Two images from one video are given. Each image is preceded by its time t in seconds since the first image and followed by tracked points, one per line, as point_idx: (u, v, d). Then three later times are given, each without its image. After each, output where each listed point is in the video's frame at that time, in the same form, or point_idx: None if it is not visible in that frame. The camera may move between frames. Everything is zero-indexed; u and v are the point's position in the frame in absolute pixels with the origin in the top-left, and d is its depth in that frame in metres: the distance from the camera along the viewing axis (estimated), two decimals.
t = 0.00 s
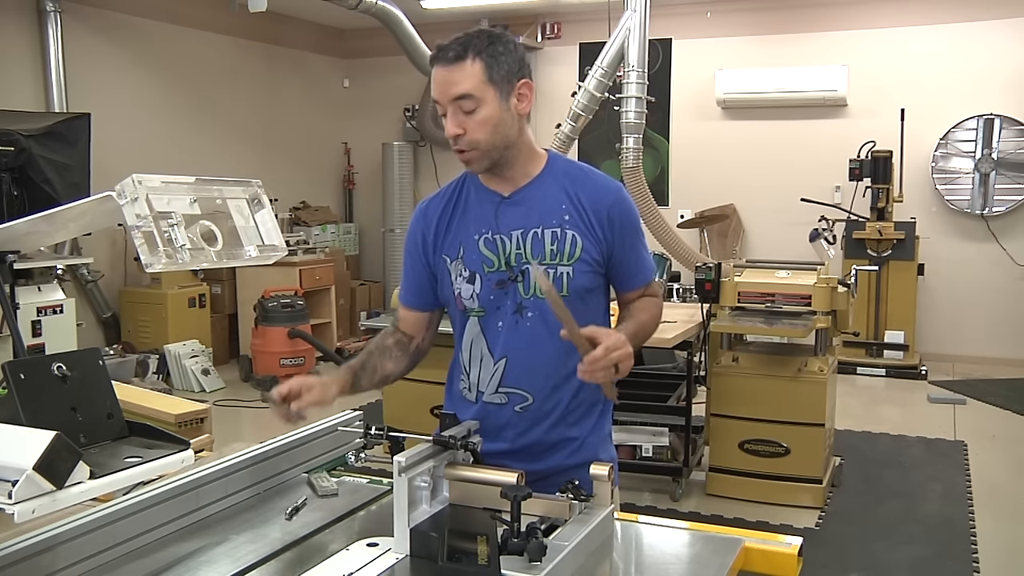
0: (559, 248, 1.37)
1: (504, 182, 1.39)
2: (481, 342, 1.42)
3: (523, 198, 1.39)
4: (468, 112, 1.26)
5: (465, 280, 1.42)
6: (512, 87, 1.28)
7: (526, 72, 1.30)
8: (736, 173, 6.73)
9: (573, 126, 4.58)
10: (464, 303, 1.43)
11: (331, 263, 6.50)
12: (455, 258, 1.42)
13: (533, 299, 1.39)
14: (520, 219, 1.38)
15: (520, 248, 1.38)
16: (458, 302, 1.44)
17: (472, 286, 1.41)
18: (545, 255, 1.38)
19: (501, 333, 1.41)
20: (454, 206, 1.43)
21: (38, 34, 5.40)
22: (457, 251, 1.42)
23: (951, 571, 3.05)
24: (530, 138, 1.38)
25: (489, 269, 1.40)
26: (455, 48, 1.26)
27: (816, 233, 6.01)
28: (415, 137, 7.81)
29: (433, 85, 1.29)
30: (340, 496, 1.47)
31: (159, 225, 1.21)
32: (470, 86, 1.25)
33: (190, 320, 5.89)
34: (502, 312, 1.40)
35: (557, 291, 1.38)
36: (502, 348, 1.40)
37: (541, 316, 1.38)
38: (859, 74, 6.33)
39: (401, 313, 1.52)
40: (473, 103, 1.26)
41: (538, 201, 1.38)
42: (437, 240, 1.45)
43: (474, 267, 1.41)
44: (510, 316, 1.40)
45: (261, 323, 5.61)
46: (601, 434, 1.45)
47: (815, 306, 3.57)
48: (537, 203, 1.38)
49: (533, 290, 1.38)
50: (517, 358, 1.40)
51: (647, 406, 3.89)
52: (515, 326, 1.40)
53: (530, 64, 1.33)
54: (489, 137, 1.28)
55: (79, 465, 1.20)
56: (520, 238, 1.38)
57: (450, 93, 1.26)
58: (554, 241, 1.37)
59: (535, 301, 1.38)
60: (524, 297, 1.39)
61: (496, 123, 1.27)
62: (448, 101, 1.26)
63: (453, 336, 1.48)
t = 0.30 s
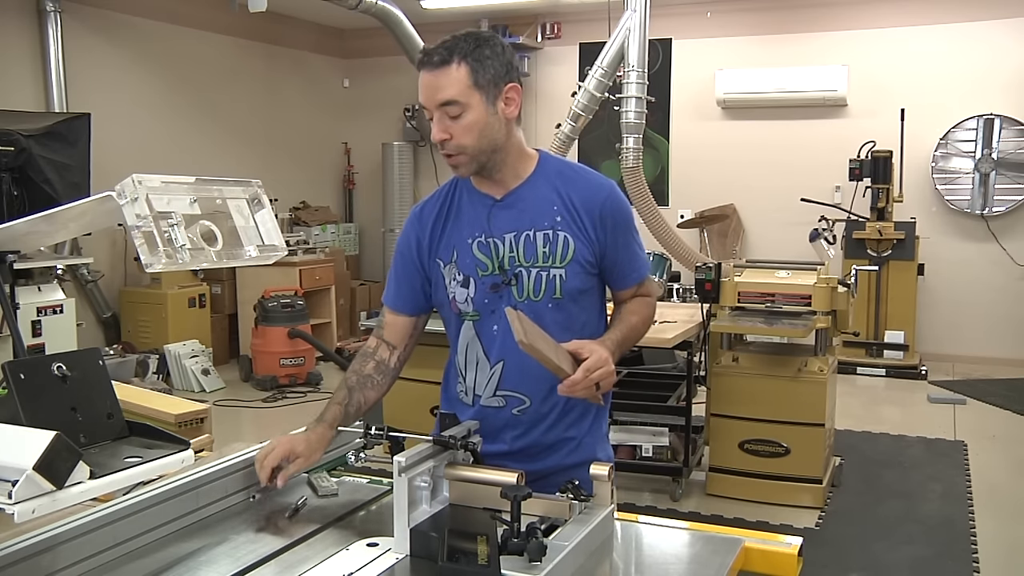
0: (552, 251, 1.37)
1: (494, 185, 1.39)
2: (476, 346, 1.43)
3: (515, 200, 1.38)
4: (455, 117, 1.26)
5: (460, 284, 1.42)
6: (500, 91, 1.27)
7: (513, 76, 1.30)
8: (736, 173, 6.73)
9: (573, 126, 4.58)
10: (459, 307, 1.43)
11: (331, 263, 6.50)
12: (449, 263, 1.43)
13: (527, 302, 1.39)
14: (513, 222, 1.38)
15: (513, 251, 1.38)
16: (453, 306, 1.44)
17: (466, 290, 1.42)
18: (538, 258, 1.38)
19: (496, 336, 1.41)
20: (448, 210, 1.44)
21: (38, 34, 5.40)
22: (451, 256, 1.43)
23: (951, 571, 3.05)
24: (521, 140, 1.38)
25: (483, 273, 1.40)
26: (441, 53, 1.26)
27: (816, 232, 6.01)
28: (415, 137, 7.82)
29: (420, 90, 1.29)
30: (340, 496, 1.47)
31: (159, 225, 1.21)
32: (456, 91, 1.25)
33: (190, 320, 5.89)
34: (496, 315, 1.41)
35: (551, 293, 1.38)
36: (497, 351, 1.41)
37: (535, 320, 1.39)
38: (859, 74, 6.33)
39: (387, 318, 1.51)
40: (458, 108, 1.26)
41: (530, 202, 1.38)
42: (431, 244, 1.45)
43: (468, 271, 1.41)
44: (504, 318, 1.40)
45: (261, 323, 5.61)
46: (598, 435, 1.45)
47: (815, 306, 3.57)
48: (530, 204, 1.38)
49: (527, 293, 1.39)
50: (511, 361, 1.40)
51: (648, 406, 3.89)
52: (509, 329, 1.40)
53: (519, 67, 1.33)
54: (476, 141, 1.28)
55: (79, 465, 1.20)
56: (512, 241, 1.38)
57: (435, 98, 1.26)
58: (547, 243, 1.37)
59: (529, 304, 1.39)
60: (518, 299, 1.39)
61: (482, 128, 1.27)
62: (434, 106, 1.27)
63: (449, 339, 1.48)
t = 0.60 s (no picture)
0: (547, 248, 1.37)
1: (488, 184, 1.39)
2: (472, 345, 1.42)
3: (509, 198, 1.38)
4: (448, 115, 1.26)
5: (454, 283, 1.42)
6: (493, 89, 1.27)
7: (507, 75, 1.30)
8: (736, 173, 6.73)
9: (573, 126, 4.58)
10: (454, 306, 1.43)
11: (331, 263, 6.50)
12: (443, 261, 1.42)
13: (522, 300, 1.39)
14: (507, 219, 1.38)
15: (508, 249, 1.38)
16: (448, 306, 1.44)
17: (461, 288, 1.41)
18: (533, 255, 1.38)
19: (492, 335, 1.41)
20: (442, 209, 1.43)
21: (38, 34, 5.40)
22: (445, 254, 1.42)
23: (951, 571, 3.05)
24: (514, 139, 1.38)
25: (477, 271, 1.40)
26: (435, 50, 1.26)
27: (816, 232, 6.01)
28: (415, 138, 7.82)
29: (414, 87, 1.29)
30: (340, 496, 1.47)
31: (159, 225, 1.21)
32: (449, 88, 1.24)
33: (190, 320, 5.89)
34: (492, 313, 1.41)
35: (547, 290, 1.38)
36: (493, 350, 1.41)
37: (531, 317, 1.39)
38: (859, 74, 6.33)
39: (383, 319, 1.50)
40: (451, 105, 1.25)
41: (524, 200, 1.38)
42: (424, 243, 1.45)
43: (463, 270, 1.41)
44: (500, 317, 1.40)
45: (261, 323, 5.61)
46: (595, 433, 1.46)
47: (815, 306, 3.57)
48: (524, 201, 1.38)
49: (522, 290, 1.39)
50: (508, 360, 1.40)
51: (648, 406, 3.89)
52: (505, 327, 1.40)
53: (512, 67, 1.33)
54: (470, 139, 1.28)
55: (79, 465, 1.20)
56: (507, 239, 1.38)
57: (428, 95, 1.25)
58: (542, 240, 1.37)
59: (524, 301, 1.39)
60: (513, 297, 1.39)
61: (475, 126, 1.27)
62: (427, 103, 1.26)
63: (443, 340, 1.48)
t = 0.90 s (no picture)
0: (546, 245, 1.37)
1: (487, 182, 1.39)
2: (471, 343, 1.42)
3: (508, 196, 1.38)
4: (446, 112, 1.26)
5: (453, 281, 1.42)
6: (491, 87, 1.27)
7: (506, 73, 1.30)
8: (736, 174, 6.73)
9: (573, 126, 4.58)
10: (453, 304, 1.43)
11: (331, 263, 6.50)
12: (442, 259, 1.42)
13: (521, 297, 1.39)
14: (506, 217, 1.38)
15: (507, 247, 1.38)
16: (446, 303, 1.44)
17: (459, 286, 1.42)
18: (532, 253, 1.38)
19: (490, 333, 1.41)
20: (441, 207, 1.44)
21: (38, 34, 5.40)
22: (444, 253, 1.42)
23: (951, 571, 3.05)
24: (513, 138, 1.38)
25: (476, 268, 1.40)
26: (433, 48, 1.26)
27: (816, 232, 6.01)
28: (415, 137, 7.82)
29: (413, 86, 1.29)
30: (340, 496, 1.47)
31: (159, 225, 1.21)
32: (447, 85, 1.24)
33: (190, 320, 5.89)
34: (490, 311, 1.41)
35: (546, 288, 1.38)
36: (492, 348, 1.41)
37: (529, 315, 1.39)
38: (859, 74, 6.34)
39: (383, 319, 1.50)
40: (450, 102, 1.25)
41: (523, 198, 1.38)
42: (423, 241, 1.45)
43: (461, 268, 1.41)
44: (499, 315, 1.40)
45: (261, 323, 5.61)
46: (595, 433, 1.46)
47: (815, 306, 3.57)
48: (524, 199, 1.38)
49: (521, 288, 1.39)
50: (506, 358, 1.40)
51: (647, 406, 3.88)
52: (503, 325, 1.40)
53: (511, 65, 1.33)
54: (468, 136, 1.28)
55: (79, 465, 1.20)
56: (506, 237, 1.38)
57: (425, 93, 1.26)
58: (541, 238, 1.37)
59: (523, 299, 1.39)
60: (512, 295, 1.39)
61: (474, 124, 1.27)
62: (426, 100, 1.26)
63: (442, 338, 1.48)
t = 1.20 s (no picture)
0: (548, 242, 1.37)
1: (491, 177, 1.40)
2: (470, 339, 1.42)
3: (511, 192, 1.38)
4: (478, 93, 1.27)
5: (453, 276, 1.42)
6: (515, 77, 1.31)
7: (523, 66, 1.35)
8: (736, 174, 6.73)
9: (573, 126, 4.59)
10: (453, 299, 1.43)
11: (331, 263, 6.50)
12: (442, 254, 1.42)
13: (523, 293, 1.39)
14: (509, 213, 1.38)
15: (509, 242, 1.38)
16: (446, 299, 1.44)
17: (460, 281, 1.41)
18: (534, 249, 1.38)
19: (490, 328, 1.41)
20: (443, 202, 1.43)
21: (38, 34, 5.40)
22: (445, 247, 1.42)
23: (951, 571, 3.04)
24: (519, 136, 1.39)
25: (477, 263, 1.40)
26: (464, 33, 1.28)
27: (816, 232, 6.01)
28: (415, 138, 7.82)
29: (437, 69, 1.29)
30: (340, 496, 1.47)
31: (159, 225, 1.21)
32: (481, 65, 1.27)
33: (190, 320, 5.89)
34: (490, 307, 1.40)
35: (547, 284, 1.38)
36: (492, 343, 1.40)
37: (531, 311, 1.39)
38: (858, 73, 6.34)
39: (399, 314, 1.52)
40: (483, 84, 1.27)
41: (526, 195, 1.38)
42: (424, 236, 1.44)
43: (462, 263, 1.41)
44: (499, 310, 1.40)
45: (261, 323, 5.61)
46: (594, 434, 1.46)
47: (815, 306, 3.57)
48: (526, 196, 1.38)
49: (522, 284, 1.38)
50: (506, 354, 1.40)
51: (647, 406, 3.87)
52: (504, 320, 1.40)
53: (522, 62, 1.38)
54: (497, 120, 1.30)
55: (79, 465, 1.20)
56: (508, 232, 1.38)
57: (459, 73, 1.26)
58: (543, 234, 1.37)
59: (524, 294, 1.38)
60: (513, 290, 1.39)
61: (502, 108, 1.29)
62: (459, 81, 1.27)
63: (441, 334, 1.48)
